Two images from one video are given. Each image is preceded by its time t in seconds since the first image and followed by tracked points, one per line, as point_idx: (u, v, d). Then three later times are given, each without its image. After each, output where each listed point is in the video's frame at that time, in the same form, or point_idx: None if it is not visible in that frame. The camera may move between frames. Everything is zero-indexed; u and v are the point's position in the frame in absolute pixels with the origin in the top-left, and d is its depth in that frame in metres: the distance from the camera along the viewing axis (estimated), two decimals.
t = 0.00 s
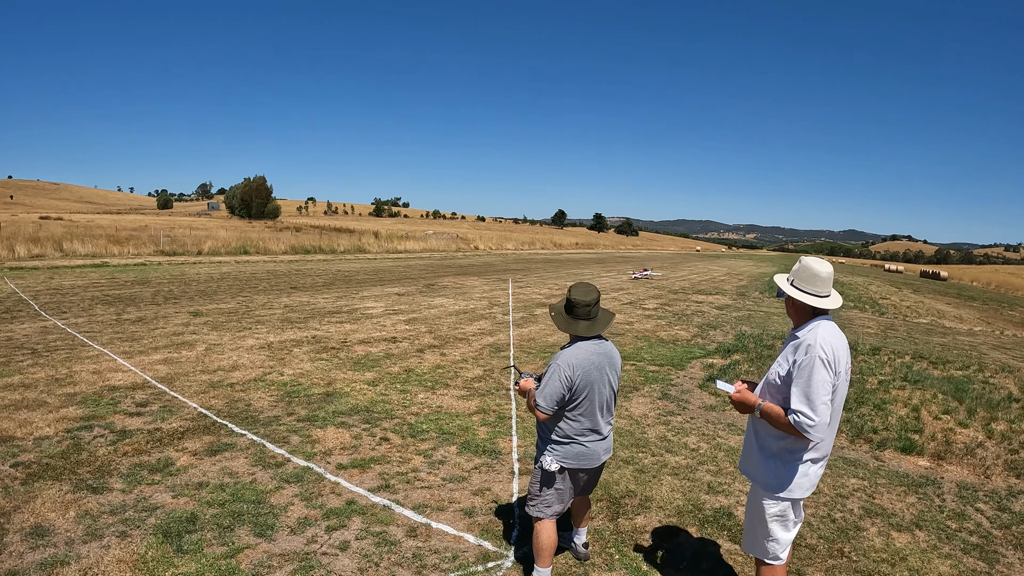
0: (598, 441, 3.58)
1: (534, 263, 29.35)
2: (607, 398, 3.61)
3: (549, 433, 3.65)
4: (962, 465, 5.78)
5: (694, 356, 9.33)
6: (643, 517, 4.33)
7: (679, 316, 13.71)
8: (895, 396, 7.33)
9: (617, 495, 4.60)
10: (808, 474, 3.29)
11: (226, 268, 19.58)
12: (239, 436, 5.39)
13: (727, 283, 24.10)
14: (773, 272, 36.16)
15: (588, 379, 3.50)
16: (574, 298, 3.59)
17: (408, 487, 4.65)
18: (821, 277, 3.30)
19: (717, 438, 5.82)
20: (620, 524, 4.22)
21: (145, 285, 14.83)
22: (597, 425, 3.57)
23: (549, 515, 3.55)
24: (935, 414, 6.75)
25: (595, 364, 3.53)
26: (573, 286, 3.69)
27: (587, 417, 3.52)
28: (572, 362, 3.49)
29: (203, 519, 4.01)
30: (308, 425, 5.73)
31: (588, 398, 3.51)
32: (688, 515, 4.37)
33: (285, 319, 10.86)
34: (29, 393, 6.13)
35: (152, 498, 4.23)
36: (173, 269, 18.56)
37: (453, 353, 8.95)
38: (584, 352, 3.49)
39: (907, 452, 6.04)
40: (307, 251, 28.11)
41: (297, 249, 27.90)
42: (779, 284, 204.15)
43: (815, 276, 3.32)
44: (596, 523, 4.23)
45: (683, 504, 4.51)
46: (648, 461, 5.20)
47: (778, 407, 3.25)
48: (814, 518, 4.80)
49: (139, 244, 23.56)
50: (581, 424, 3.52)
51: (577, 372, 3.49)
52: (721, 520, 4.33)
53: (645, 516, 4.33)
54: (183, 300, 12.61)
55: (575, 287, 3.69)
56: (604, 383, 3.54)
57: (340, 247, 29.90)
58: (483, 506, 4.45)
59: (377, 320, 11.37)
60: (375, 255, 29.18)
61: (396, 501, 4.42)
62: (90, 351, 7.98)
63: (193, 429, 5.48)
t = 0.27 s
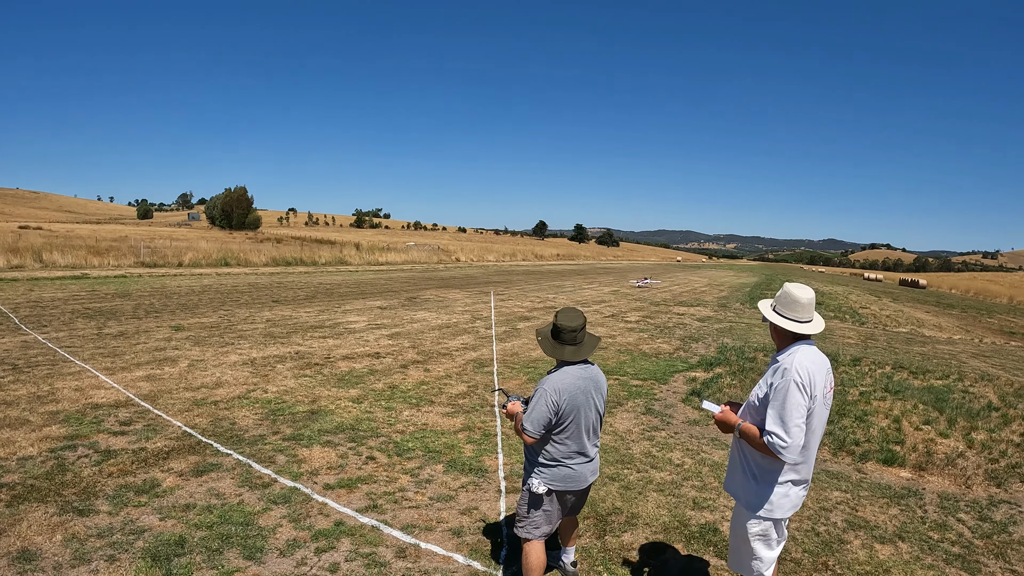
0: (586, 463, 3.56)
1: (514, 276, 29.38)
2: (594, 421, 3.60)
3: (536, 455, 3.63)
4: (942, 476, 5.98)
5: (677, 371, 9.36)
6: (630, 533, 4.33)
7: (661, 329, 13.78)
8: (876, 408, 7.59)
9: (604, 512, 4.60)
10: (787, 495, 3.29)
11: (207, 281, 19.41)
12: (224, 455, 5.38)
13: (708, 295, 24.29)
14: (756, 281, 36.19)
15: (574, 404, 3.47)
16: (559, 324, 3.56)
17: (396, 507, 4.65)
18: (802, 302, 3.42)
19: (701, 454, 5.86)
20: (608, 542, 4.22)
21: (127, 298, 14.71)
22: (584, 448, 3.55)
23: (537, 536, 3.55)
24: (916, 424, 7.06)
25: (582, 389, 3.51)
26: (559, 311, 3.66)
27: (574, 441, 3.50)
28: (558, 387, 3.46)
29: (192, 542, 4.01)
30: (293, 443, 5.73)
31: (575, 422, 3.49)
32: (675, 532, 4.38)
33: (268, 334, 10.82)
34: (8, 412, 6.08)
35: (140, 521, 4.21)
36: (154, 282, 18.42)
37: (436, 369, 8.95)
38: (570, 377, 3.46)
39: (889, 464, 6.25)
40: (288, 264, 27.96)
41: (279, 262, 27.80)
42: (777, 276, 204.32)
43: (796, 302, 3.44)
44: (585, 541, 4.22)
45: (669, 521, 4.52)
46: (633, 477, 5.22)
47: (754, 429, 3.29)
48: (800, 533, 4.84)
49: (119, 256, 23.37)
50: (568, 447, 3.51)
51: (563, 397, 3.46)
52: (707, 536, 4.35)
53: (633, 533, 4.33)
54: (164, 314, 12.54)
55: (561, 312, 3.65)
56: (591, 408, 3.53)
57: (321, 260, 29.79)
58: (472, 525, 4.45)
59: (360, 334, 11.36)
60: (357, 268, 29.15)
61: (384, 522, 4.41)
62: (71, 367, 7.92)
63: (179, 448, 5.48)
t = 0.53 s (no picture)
0: (573, 471, 3.53)
1: (494, 284, 29.42)
2: (580, 429, 3.56)
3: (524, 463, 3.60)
4: (924, 478, 6.13)
5: (659, 378, 9.40)
6: (617, 540, 4.34)
7: (643, 336, 13.84)
8: (857, 412, 7.61)
9: (590, 519, 4.61)
10: (769, 498, 3.26)
11: (188, 290, 19.29)
12: (209, 466, 5.37)
13: (689, 302, 24.44)
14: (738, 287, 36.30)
15: (561, 412, 3.44)
16: (546, 332, 3.52)
17: (383, 517, 4.65)
18: (781, 310, 3.39)
19: (685, 461, 5.91)
20: (595, 548, 4.23)
21: (106, 307, 14.57)
22: (572, 455, 3.52)
23: (526, 543, 3.51)
24: (898, 428, 7.13)
25: (569, 397, 3.48)
26: (546, 319, 3.63)
27: (561, 448, 3.47)
28: (545, 395, 3.43)
29: (179, 553, 4.00)
30: (278, 454, 5.73)
31: (562, 430, 3.45)
32: (661, 537, 4.40)
33: (250, 344, 10.77)
34: None
35: (126, 534, 4.20)
36: (134, 291, 18.27)
37: (420, 378, 8.95)
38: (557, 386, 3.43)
39: (871, 468, 6.34)
40: (268, 273, 27.81)
41: (259, 271, 27.66)
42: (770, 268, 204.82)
43: (775, 310, 3.42)
44: (572, 548, 4.22)
45: (655, 527, 4.54)
46: (618, 484, 5.25)
47: (735, 434, 3.28)
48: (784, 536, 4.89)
49: (99, 264, 23.18)
50: (556, 454, 3.47)
51: (550, 405, 3.43)
52: (693, 542, 4.36)
53: (619, 539, 4.34)
54: (144, 324, 12.45)
55: (547, 320, 3.62)
56: (577, 415, 3.50)
57: (302, 267, 29.67)
58: (460, 534, 4.46)
59: (342, 343, 11.33)
60: (337, 276, 29.06)
61: (372, 532, 4.41)
62: (51, 378, 7.85)
63: (163, 459, 5.47)
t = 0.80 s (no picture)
0: (562, 471, 3.50)
1: (476, 289, 29.45)
2: (568, 430, 3.54)
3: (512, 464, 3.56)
4: (908, 474, 6.19)
5: (643, 380, 9.44)
6: (605, 540, 4.36)
7: (627, 339, 13.90)
8: (840, 410, 7.67)
9: (579, 519, 4.63)
10: (754, 494, 3.26)
11: (169, 297, 19.15)
12: (196, 474, 5.35)
13: (672, 304, 24.61)
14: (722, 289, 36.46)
15: (549, 413, 3.41)
16: (533, 335, 3.50)
17: (372, 521, 4.65)
18: (763, 310, 3.40)
19: (671, 461, 5.95)
20: (584, 548, 4.24)
21: (86, 314, 14.42)
22: (560, 455, 3.49)
23: (516, 544, 3.46)
24: (880, 425, 7.19)
25: (556, 398, 3.45)
26: (533, 320, 3.60)
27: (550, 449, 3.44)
28: (533, 396, 3.39)
29: (169, 561, 3.98)
30: (265, 460, 5.71)
31: (550, 431, 3.42)
32: (649, 536, 4.42)
33: (234, 350, 10.71)
34: None
35: (115, 542, 4.18)
36: (116, 298, 18.11)
37: (405, 382, 8.94)
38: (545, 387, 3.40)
39: (855, 465, 6.41)
40: (250, 278, 27.66)
41: (241, 277, 27.50)
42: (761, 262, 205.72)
43: (757, 310, 3.42)
44: (561, 549, 4.23)
45: (642, 526, 4.56)
46: (605, 485, 5.28)
47: (719, 432, 3.28)
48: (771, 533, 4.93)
49: (79, 271, 22.97)
50: (544, 455, 3.44)
51: (538, 406, 3.39)
52: (681, 540, 4.39)
53: (607, 539, 4.36)
54: (126, 331, 12.34)
55: (535, 322, 3.60)
56: (565, 416, 3.47)
57: (284, 273, 29.53)
58: (449, 537, 4.46)
59: (326, 349, 11.30)
60: (319, 282, 28.96)
61: (361, 536, 4.41)
62: (33, 386, 7.78)
63: (150, 467, 5.44)
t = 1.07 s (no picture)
0: (548, 465, 3.51)
1: (459, 289, 29.48)
2: (554, 424, 3.55)
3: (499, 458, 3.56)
4: (889, 464, 6.29)
5: (627, 377, 9.50)
6: (592, 534, 4.40)
7: (610, 337, 13.98)
8: (822, 404, 7.76)
9: (565, 514, 4.66)
10: (737, 482, 3.30)
11: (151, 301, 18.99)
12: (183, 476, 5.34)
13: (655, 302, 24.76)
14: (706, 287, 36.70)
15: (535, 407, 3.42)
16: (518, 330, 3.51)
17: (359, 519, 4.67)
18: (741, 303, 3.43)
19: (655, 455, 6.01)
20: (571, 542, 4.27)
21: (66, 319, 14.27)
22: (546, 449, 3.50)
23: (503, 537, 3.46)
24: (861, 418, 7.29)
25: (542, 392, 3.46)
26: (518, 316, 3.62)
27: (536, 443, 3.44)
28: (518, 390, 3.41)
29: (158, 563, 3.98)
30: (251, 461, 5.71)
31: (536, 424, 3.43)
32: (635, 529, 4.46)
33: (217, 353, 10.65)
34: None
35: (103, 546, 4.16)
36: (96, 303, 17.93)
37: (389, 383, 8.95)
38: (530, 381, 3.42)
39: (837, 456, 6.50)
40: (232, 281, 27.46)
41: (223, 280, 27.30)
42: (750, 256, 206.80)
43: (736, 302, 3.45)
44: (548, 543, 4.25)
45: (628, 519, 4.61)
46: (591, 480, 5.32)
47: (702, 423, 3.31)
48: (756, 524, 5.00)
49: (59, 276, 22.74)
50: (531, 449, 3.44)
51: (524, 400, 3.40)
52: (667, 532, 4.45)
53: (594, 533, 4.40)
54: (108, 335, 12.24)
55: (520, 317, 3.62)
56: (551, 410, 3.48)
57: (265, 276, 29.36)
58: (436, 533, 4.49)
59: (310, 350, 11.28)
60: (301, 283, 28.84)
61: (349, 534, 4.43)
62: (15, 392, 7.71)
63: (136, 470, 5.43)
